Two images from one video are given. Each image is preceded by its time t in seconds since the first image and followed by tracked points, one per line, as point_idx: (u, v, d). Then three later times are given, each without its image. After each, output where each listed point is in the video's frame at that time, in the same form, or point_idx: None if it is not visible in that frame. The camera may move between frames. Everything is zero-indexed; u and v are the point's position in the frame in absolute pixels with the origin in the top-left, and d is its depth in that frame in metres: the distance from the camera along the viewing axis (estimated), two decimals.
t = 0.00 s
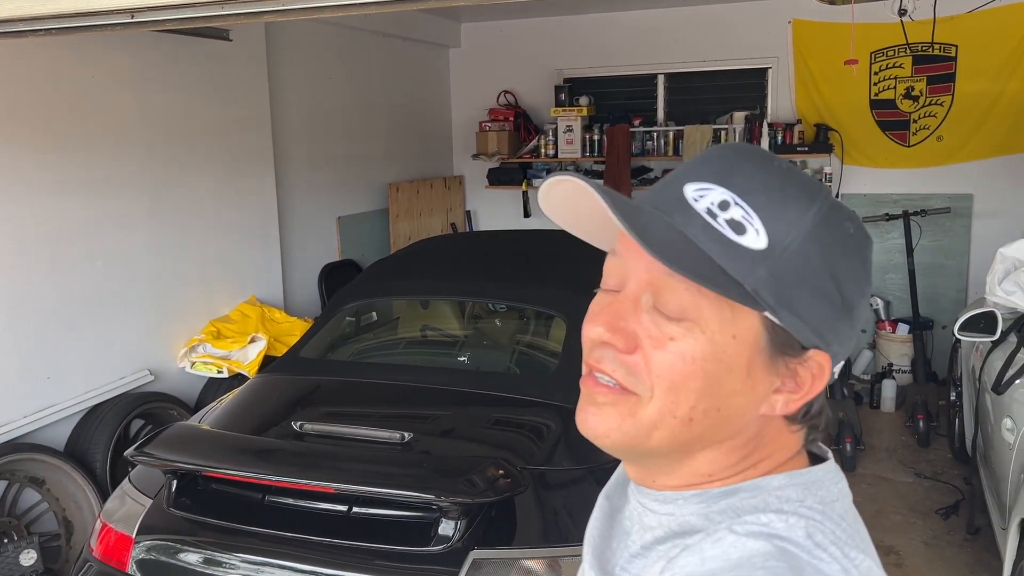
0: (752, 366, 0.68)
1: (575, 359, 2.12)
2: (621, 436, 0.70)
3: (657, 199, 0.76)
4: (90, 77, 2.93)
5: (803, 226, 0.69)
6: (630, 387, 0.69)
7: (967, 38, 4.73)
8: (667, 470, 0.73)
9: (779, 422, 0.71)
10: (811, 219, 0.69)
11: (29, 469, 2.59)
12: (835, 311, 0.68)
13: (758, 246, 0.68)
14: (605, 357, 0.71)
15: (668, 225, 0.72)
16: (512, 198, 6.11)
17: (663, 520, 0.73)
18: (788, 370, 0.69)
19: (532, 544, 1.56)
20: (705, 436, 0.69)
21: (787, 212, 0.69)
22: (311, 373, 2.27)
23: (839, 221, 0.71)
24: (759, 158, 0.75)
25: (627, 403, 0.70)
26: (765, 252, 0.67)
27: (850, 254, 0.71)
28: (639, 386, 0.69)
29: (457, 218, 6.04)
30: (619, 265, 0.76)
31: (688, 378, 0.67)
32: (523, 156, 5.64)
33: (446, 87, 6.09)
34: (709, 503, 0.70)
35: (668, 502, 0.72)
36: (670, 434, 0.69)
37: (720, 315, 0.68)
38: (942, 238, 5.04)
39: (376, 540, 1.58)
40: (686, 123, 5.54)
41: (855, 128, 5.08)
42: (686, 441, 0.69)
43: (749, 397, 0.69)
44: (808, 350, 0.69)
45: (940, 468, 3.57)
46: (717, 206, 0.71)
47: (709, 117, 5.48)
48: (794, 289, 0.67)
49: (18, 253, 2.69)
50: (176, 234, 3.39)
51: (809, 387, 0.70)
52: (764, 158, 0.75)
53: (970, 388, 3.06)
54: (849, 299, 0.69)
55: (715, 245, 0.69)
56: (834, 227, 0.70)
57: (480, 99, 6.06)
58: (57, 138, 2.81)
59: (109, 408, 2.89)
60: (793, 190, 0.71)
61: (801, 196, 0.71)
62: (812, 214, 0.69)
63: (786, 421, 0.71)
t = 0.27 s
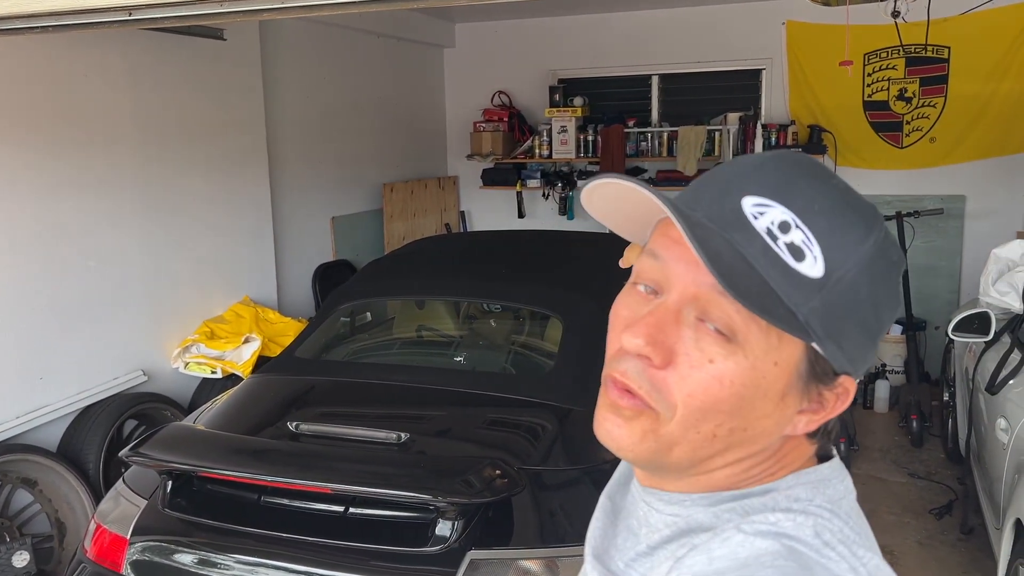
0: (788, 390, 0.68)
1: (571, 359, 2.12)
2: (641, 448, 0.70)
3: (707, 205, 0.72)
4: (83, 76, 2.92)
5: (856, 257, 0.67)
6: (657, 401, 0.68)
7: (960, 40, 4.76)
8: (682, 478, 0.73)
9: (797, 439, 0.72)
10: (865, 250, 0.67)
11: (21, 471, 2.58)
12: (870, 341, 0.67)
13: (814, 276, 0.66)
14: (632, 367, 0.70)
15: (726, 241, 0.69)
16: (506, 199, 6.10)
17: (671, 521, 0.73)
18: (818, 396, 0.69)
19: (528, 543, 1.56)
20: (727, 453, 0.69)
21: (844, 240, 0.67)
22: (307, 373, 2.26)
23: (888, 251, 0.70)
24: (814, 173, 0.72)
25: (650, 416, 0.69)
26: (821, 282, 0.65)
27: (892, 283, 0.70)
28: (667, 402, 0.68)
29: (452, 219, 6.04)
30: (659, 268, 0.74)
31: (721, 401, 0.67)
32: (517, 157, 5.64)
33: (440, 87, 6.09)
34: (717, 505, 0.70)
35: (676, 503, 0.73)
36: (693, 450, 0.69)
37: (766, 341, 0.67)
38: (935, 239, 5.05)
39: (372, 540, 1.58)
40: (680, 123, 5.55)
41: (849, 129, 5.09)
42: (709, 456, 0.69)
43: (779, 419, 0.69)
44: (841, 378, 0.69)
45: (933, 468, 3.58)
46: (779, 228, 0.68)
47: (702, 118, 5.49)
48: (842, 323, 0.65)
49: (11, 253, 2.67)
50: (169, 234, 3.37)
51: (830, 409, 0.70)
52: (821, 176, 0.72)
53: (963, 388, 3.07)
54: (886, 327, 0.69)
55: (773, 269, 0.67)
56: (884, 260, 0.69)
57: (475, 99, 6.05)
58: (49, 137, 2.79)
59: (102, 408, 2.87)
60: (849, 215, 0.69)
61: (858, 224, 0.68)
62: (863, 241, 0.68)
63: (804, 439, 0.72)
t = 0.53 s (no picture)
0: (781, 388, 0.68)
1: (565, 359, 2.12)
2: (637, 444, 0.70)
3: (700, 203, 0.72)
4: (76, 75, 2.91)
5: (849, 256, 0.66)
6: (653, 400, 0.69)
7: (951, 42, 4.78)
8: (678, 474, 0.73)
9: (791, 435, 0.72)
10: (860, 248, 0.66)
11: (11, 471, 2.56)
12: (865, 338, 0.67)
13: (808, 274, 0.65)
14: (628, 366, 0.70)
15: (721, 239, 0.68)
16: (499, 199, 6.10)
17: (664, 517, 0.73)
18: (812, 393, 0.69)
19: (521, 543, 1.56)
20: (723, 450, 0.70)
21: (839, 238, 0.66)
22: (299, 373, 2.26)
23: (882, 247, 0.69)
24: (808, 169, 0.71)
25: (647, 413, 0.69)
26: (815, 281, 0.65)
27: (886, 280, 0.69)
28: (664, 401, 0.68)
29: (445, 219, 6.03)
30: (653, 266, 0.74)
31: (716, 400, 0.67)
32: (510, 157, 5.64)
33: (434, 88, 6.09)
34: (711, 500, 0.70)
35: (670, 500, 0.73)
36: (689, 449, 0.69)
37: (758, 339, 0.67)
38: (927, 240, 5.07)
39: (365, 540, 1.57)
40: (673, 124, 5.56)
41: (841, 130, 5.11)
42: (704, 453, 0.70)
43: (773, 415, 0.69)
44: (835, 375, 0.69)
45: (925, 468, 3.59)
46: (773, 227, 0.67)
47: (695, 119, 5.50)
48: (837, 321, 0.65)
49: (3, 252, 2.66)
50: (161, 234, 3.36)
51: (824, 406, 0.70)
52: (816, 172, 0.71)
53: (954, 389, 3.08)
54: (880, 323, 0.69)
55: (768, 268, 0.66)
56: (877, 256, 0.68)
57: (468, 100, 6.05)
58: (43, 137, 2.78)
59: (94, 408, 2.86)
60: (843, 212, 0.68)
61: (853, 222, 0.68)
62: (859, 240, 0.67)
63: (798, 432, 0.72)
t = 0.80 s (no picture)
0: (773, 390, 0.68)
1: (559, 359, 2.12)
2: (633, 455, 0.70)
3: (680, 210, 0.72)
4: (70, 74, 2.90)
5: (833, 253, 0.66)
6: (647, 411, 0.69)
7: (944, 44, 4.80)
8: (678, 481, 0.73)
9: (787, 435, 0.72)
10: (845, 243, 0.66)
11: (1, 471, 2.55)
12: (856, 334, 0.67)
13: (791, 276, 0.65)
14: (620, 380, 0.70)
15: (698, 250, 0.69)
16: (492, 200, 6.10)
17: (663, 519, 0.73)
18: (805, 392, 0.69)
19: (515, 543, 1.56)
20: (720, 456, 0.70)
21: (821, 237, 0.66)
22: (292, 373, 2.25)
23: (869, 239, 0.69)
24: (789, 165, 0.71)
25: (642, 425, 0.69)
26: (798, 283, 0.65)
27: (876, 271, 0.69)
28: (657, 412, 0.68)
29: (438, 219, 6.03)
30: (636, 276, 0.74)
31: (708, 407, 0.67)
32: (504, 157, 5.63)
33: (428, 88, 6.08)
34: (709, 503, 0.70)
35: (668, 502, 0.73)
36: (685, 457, 0.69)
37: (746, 344, 0.67)
38: (919, 242, 5.09)
39: (359, 540, 1.57)
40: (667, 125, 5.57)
41: (834, 131, 5.12)
42: (701, 459, 0.70)
43: (767, 417, 0.69)
44: (827, 372, 0.68)
45: (917, 468, 3.60)
46: (752, 231, 0.67)
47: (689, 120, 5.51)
48: (824, 320, 0.65)
49: None
50: (155, 233, 3.35)
51: (819, 403, 0.70)
52: (795, 169, 0.71)
53: (946, 390, 3.09)
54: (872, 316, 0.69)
55: (748, 275, 0.66)
56: (863, 249, 0.67)
57: (462, 100, 6.05)
58: (36, 136, 2.77)
59: (86, 409, 2.85)
60: (825, 208, 0.68)
61: (836, 217, 0.67)
62: (843, 235, 0.67)
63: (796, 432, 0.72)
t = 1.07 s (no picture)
0: (754, 394, 0.68)
1: (551, 361, 2.11)
2: (618, 464, 0.70)
3: (657, 220, 0.72)
4: (61, 73, 2.89)
5: (809, 255, 0.65)
6: (630, 419, 0.69)
7: (935, 47, 4.82)
8: (667, 488, 0.73)
9: (772, 437, 0.72)
10: (822, 245, 0.66)
11: None
12: (837, 336, 0.66)
13: (767, 281, 0.65)
14: (603, 389, 0.70)
15: (671, 258, 0.68)
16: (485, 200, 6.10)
17: (652, 527, 0.73)
18: (789, 396, 0.69)
19: (506, 546, 1.55)
20: (705, 462, 0.69)
21: (797, 240, 0.66)
22: (283, 374, 2.25)
23: (848, 240, 0.68)
24: (763, 171, 0.71)
25: (626, 434, 0.70)
26: (774, 287, 0.64)
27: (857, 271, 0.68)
28: (640, 420, 0.69)
29: (431, 219, 6.02)
30: (616, 286, 0.74)
31: (690, 413, 0.67)
32: (496, 158, 5.63)
33: (420, 87, 6.07)
34: (700, 510, 0.70)
35: (657, 510, 0.73)
36: (670, 465, 0.69)
37: (725, 350, 0.66)
38: (910, 243, 5.11)
39: (350, 543, 1.56)
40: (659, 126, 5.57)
41: (826, 133, 5.14)
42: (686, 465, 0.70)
43: (750, 421, 0.69)
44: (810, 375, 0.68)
45: (907, 470, 3.62)
46: (726, 236, 0.67)
47: (681, 121, 5.52)
48: (802, 323, 0.65)
49: None
50: (145, 233, 3.33)
51: (804, 407, 0.70)
52: (771, 173, 0.71)
53: (937, 391, 3.11)
54: (854, 317, 0.68)
55: (723, 280, 0.66)
56: (840, 250, 0.67)
57: (455, 100, 6.04)
58: (25, 135, 2.75)
59: (75, 409, 2.83)
60: (800, 211, 0.67)
61: (811, 220, 0.67)
62: (819, 237, 0.66)
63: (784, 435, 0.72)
